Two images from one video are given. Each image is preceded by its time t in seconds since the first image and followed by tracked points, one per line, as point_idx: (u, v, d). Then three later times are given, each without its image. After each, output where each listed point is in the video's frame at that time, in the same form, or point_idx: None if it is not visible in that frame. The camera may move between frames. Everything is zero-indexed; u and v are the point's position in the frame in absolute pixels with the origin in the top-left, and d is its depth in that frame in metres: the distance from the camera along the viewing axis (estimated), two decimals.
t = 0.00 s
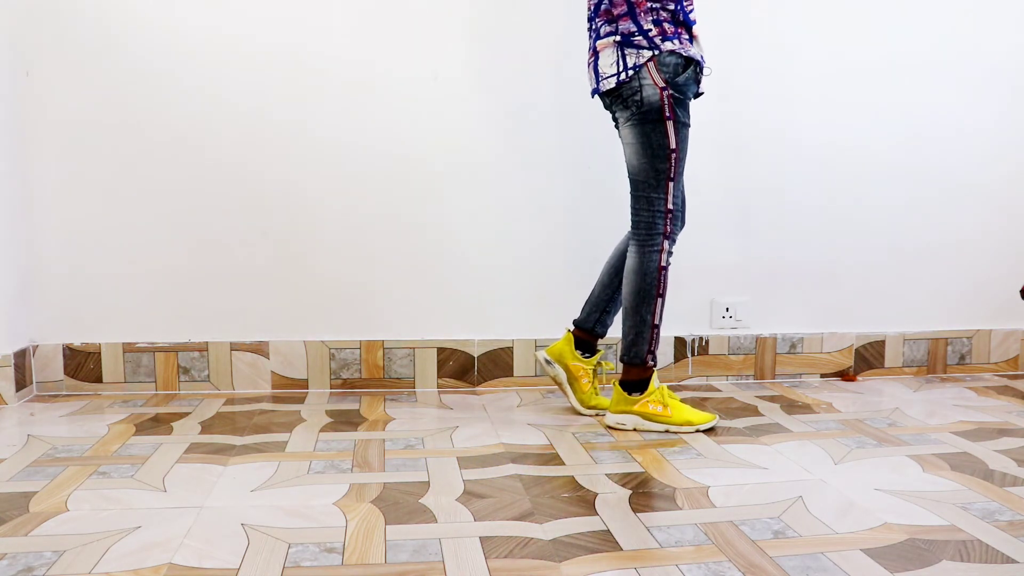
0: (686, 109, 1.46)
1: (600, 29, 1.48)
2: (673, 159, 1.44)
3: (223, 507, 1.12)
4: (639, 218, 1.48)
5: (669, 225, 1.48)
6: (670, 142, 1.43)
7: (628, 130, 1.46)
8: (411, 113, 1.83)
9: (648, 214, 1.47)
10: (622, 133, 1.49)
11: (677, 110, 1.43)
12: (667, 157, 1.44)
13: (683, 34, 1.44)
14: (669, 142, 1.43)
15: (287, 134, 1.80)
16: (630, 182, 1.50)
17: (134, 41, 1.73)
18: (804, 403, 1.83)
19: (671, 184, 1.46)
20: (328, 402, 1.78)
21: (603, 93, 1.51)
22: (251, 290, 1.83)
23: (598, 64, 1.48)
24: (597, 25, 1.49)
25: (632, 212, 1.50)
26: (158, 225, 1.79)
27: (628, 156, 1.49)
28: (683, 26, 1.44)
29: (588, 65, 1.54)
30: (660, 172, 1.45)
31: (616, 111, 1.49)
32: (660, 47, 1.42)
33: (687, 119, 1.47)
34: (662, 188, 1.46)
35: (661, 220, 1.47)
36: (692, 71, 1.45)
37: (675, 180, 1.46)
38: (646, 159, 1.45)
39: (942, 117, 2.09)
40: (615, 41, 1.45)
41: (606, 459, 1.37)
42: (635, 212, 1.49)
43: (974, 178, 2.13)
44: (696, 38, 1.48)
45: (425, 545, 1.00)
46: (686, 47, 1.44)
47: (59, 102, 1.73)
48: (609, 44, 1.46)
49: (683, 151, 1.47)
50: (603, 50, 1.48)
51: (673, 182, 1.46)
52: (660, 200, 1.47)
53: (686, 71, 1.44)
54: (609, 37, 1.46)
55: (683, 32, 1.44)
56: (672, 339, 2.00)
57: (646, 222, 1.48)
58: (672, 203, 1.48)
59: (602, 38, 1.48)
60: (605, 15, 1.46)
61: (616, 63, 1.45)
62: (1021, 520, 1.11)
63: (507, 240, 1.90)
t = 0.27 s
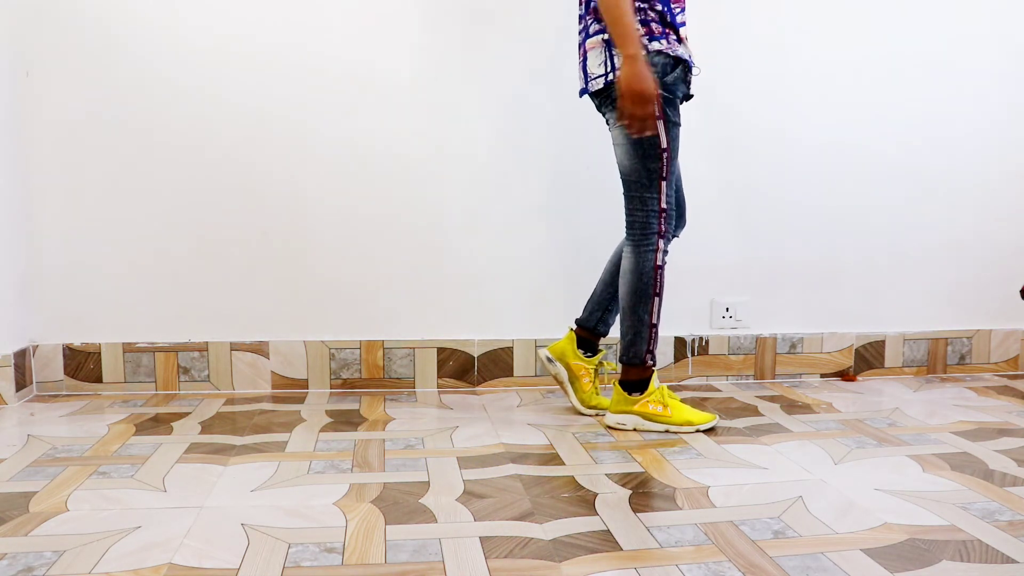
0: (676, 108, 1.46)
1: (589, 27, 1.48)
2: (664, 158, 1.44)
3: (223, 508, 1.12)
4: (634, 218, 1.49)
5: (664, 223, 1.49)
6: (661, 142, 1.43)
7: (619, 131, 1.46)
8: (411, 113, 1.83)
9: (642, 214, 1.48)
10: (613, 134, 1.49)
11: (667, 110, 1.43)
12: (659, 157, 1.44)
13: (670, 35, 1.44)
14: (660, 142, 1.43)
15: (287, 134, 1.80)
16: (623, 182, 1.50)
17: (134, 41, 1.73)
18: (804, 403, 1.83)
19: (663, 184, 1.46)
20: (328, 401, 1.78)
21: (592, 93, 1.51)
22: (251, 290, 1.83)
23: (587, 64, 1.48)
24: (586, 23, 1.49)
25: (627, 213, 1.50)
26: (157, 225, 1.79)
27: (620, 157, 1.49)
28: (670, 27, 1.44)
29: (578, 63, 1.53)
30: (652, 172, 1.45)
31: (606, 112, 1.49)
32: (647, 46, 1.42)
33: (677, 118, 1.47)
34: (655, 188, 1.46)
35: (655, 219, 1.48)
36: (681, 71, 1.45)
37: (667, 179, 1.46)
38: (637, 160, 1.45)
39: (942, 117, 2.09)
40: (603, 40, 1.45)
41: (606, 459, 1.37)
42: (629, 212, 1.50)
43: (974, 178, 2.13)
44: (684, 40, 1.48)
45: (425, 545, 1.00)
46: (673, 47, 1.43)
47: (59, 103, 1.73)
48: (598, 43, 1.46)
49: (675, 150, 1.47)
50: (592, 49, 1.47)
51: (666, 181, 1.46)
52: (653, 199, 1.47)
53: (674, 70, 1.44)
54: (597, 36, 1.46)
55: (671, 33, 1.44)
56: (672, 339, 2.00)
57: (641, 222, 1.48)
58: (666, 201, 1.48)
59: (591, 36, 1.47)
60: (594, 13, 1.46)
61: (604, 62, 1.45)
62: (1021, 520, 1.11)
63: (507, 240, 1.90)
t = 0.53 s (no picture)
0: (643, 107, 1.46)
1: (552, 27, 1.49)
2: (635, 158, 1.44)
3: (223, 507, 1.12)
4: (612, 220, 1.49)
5: (643, 221, 1.48)
6: (630, 141, 1.43)
7: (587, 134, 1.47)
8: (411, 113, 1.83)
9: (619, 215, 1.48)
10: (582, 137, 1.50)
11: (632, 109, 1.43)
12: (629, 156, 1.44)
13: (627, 35, 1.44)
14: (626, 142, 1.43)
15: (287, 134, 1.80)
16: (597, 185, 1.51)
17: (134, 41, 1.73)
18: (804, 403, 1.83)
19: (638, 183, 1.46)
20: (328, 401, 1.78)
21: (557, 97, 1.52)
22: (251, 290, 1.83)
23: (549, 64, 1.50)
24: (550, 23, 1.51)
25: (605, 215, 1.51)
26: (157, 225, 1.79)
27: (591, 160, 1.50)
28: (629, 27, 1.44)
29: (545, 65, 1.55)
30: (624, 172, 1.45)
31: (572, 115, 1.50)
32: (604, 45, 1.42)
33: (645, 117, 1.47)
34: (629, 187, 1.46)
35: (633, 219, 1.48)
36: (642, 71, 1.45)
37: (641, 177, 1.46)
38: (608, 162, 1.46)
39: (942, 116, 2.09)
40: (562, 38, 1.46)
41: (606, 459, 1.37)
42: (606, 214, 1.50)
43: (974, 178, 2.13)
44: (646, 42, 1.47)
45: (425, 545, 1.00)
46: (631, 47, 1.43)
47: (59, 103, 1.73)
48: (558, 42, 1.47)
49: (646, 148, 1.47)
50: (553, 48, 1.49)
51: (640, 180, 1.46)
52: (628, 199, 1.47)
53: (635, 70, 1.44)
54: (558, 34, 1.47)
55: (630, 33, 1.44)
56: (672, 339, 2.00)
57: (618, 222, 1.48)
58: (642, 199, 1.47)
59: (553, 36, 1.49)
60: (557, 11, 1.48)
61: (564, 63, 1.46)
62: (1021, 520, 1.11)
63: (507, 240, 1.90)
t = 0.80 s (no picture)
0: (586, 106, 1.44)
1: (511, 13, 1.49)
2: (568, 155, 1.43)
3: (223, 507, 1.12)
4: (537, 216, 1.48)
5: (568, 221, 1.47)
6: (565, 138, 1.42)
7: (526, 125, 1.46)
8: (411, 113, 1.83)
9: (546, 211, 1.47)
10: (521, 129, 1.48)
11: (573, 106, 1.42)
12: (563, 153, 1.43)
13: (580, 28, 1.42)
14: (564, 138, 1.42)
15: (286, 133, 1.80)
16: (530, 179, 1.49)
17: (134, 41, 1.73)
18: (804, 403, 1.83)
19: (569, 182, 1.45)
20: (328, 401, 1.78)
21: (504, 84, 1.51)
22: (251, 290, 1.83)
23: (501, 50, 1.49)
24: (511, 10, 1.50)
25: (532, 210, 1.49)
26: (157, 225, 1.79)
27: (527, 152, 1.48)
28: (584, 21, 1.43)
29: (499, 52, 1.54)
30: (557, 168, 1.44)
31: (515, 105, 1.49)
32: (553, 35, 1.41)
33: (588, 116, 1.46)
34: (561, 185, 1.45)
35: (558, 217, 1.46)
36: (588, 70, 1.43)
37: (572, 176, 1.45)
38: (542, 156, 1.44)
39: (942, 116, 2.09)
40: (516, 25, 1.46)
41: (607, 459, 1.37)
42: (534, 209, 1.49)
43: (974, 178, 2.13)
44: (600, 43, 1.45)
45: (425, 545, 1.00)
46: (581, 43, 1.42)
47: (59, 103, 1.73)
48: (512, 29, 1.47)
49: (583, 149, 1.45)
50: (507, 34, 1.48)
51: (571, 179, 1.45)
52: (558, 197, 1.45)
53: (583, 68, 1.42)
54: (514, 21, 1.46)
55: (582, 28, 1.43)
56: (672, 339, 2.00)
57: (544, 219, 1.47)
58: (572, 199, 1.46)
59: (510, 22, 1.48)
60: None
61: (514, 49, 1.46)
62: (1022, 520, 1.11)
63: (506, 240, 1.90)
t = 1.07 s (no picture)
0: (542, 113, 1.44)
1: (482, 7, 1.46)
2: (516, 160, 1.43)
3: (222, 507, 1.12)
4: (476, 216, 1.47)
5: (506, 226, 1.46)
6: (516, 142, 1.42)
7: (481, 123, 1.45)
8: (411, 112, 1.83)
9: (485, 212, 1.45)
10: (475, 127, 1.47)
11: (529, 112, 1.42)
12: (513, 157, 1.43)
13: (553, 32, 1.42)
14: (514, 143, 1.42)
15: (286, 134, 1.80)
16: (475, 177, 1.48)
17: (134, 41, 1.73)
18: (804, 403, 1.83)
19: (513, 187, 1.44)
20: (328, 401, 1.78)
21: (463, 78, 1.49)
22: (251, 290, 1.83)
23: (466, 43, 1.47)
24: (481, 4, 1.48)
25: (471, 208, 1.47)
26: (156, 224, 1.79)
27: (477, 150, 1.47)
28: (555, 24, 1.42)
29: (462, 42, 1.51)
30: (504, 172, 1.44)
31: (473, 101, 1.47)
32: (522, 37, 1.40)
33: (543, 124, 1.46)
34: (504, 189, 1.44)
35: (496, 220, 1.45)
36: (551, 78, 1.43)
37: (517, 182, 1.44)
38: (490, 157, 1.43)
39: (943, 117, 2.09)
40: (484, 22, 1.43)
41: (606, 459, 1.37)
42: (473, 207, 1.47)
43: (974, 178, 2.13)
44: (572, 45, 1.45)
45: (425, 545, 1.00)
46: (548, 48, 1.41)
47: (59, 102, 1.73)
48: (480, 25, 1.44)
49: (532, 156, 1.45)
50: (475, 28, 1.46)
51: (516, 185, 1.44)
52: (499, 200, 1.44)
53: (546, 75, 1.42)
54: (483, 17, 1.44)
55: (553, 32, 1.42)
56: (672, 339, 2.00)
57: (481, 219, 1.45)
58: (512, 205, 1.45)
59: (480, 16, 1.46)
60: None
61: (479, 45, 1.43)
62: (1021, 520, 1.11)
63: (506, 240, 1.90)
